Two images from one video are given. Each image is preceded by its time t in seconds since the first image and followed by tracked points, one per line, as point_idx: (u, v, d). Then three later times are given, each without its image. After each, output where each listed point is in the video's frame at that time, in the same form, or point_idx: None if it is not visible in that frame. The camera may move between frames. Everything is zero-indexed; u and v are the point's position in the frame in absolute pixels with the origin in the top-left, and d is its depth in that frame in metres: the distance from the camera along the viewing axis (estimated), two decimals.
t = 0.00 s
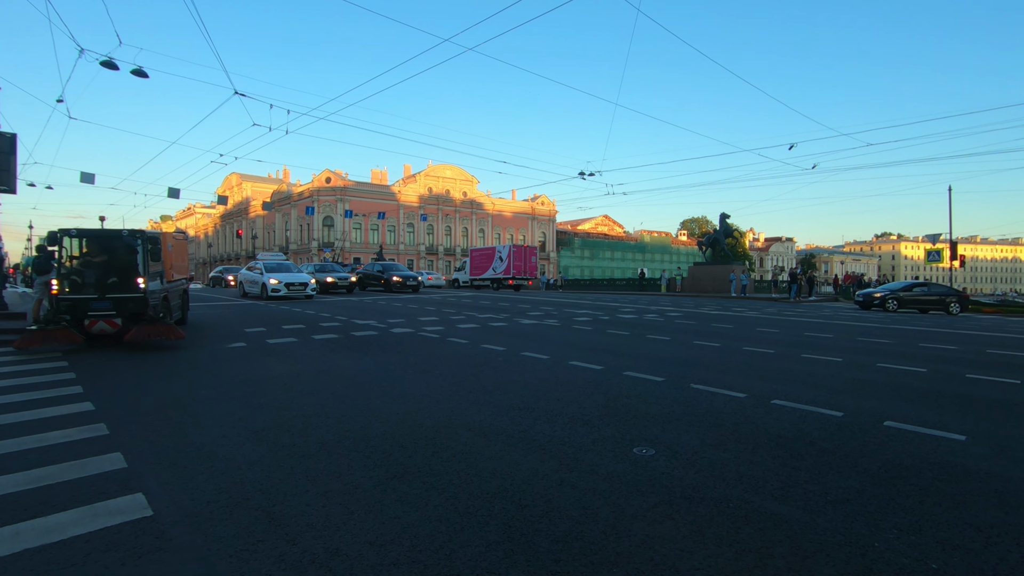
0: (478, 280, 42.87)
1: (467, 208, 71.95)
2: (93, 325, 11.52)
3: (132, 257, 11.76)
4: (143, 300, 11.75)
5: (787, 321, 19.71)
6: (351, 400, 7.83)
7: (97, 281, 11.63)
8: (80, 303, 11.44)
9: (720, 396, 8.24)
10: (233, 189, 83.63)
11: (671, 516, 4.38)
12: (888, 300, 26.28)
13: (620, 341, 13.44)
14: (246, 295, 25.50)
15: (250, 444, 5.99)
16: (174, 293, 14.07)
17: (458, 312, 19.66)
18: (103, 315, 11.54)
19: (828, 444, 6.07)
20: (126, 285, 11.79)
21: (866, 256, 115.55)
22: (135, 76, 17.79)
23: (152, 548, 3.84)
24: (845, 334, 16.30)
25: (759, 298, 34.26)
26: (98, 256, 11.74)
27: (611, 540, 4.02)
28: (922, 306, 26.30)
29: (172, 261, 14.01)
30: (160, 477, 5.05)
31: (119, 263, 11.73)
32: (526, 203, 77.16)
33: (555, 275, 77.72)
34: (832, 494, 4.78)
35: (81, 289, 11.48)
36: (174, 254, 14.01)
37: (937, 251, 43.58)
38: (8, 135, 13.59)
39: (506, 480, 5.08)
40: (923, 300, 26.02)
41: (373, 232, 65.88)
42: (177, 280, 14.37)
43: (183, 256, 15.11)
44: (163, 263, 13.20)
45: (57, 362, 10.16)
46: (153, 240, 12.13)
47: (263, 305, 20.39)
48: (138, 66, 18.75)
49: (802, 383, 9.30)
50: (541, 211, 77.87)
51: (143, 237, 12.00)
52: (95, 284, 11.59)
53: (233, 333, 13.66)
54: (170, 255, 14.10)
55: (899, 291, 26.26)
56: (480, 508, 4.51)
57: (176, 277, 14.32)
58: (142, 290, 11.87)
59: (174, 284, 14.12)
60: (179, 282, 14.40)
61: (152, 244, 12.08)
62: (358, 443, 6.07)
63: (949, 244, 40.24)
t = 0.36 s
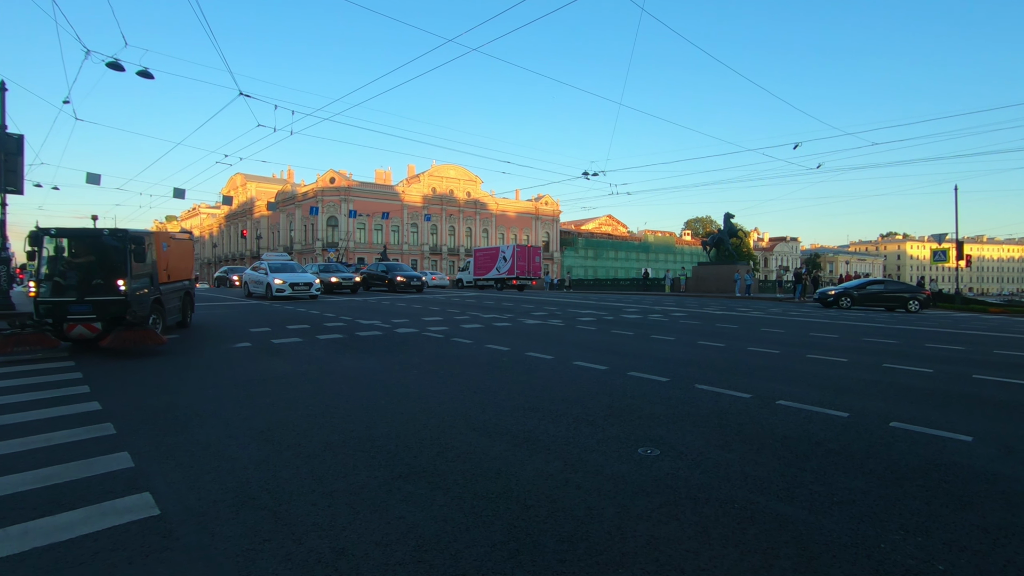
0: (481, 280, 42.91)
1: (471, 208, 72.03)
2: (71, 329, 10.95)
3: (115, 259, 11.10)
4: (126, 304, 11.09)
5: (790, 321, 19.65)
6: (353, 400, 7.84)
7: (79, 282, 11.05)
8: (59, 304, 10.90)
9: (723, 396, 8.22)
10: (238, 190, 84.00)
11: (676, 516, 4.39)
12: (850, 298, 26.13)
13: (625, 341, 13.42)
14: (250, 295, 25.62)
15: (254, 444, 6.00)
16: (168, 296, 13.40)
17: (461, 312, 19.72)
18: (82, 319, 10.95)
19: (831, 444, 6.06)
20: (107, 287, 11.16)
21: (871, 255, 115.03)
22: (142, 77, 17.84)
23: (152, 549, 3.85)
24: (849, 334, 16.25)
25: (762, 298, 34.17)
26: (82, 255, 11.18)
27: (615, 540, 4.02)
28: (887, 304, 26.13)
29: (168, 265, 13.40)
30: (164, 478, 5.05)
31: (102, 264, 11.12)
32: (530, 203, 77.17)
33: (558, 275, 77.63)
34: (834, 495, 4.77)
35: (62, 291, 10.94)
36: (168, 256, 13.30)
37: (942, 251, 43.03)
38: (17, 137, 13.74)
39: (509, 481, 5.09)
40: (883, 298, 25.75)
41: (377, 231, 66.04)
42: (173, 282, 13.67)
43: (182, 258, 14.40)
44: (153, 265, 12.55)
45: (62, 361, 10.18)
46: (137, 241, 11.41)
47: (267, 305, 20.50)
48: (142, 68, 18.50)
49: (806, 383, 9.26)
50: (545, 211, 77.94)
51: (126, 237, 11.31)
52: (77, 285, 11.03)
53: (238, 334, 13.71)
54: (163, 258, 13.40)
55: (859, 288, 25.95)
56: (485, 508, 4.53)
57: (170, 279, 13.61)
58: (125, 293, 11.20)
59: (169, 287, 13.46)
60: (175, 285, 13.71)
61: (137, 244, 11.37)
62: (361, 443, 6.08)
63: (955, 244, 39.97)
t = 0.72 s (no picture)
0: (492, 280, 43.64)
1: (480, 209, 72.76)
2: (45, 334, 9.14)
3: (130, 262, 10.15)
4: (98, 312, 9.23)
5: (788, 314, 19.90)
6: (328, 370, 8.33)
7: (58, 282, 9.30)
8: (33, 308, 9.14)
9: (684, 367, 8.64)
10: (252, 192, 85.85)
11: (583, 447, 4.77)
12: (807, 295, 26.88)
13: (613, 328, 13.86)
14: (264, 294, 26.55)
15: (223, 400, 6.54)
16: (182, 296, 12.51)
17: (463, 307, 20.08)
18: (57, 324, 9.14)
19: (764, 400, 6.42)
20: (76, 290, 9.30)
21: (886, 256, 113.71)
22: (154, 79, 18.72)
23: (102, 465, 4.37)
24: (841, 325, 16.46)
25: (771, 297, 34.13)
26: (68, 254, 9.50)
27: (517, 463, 4.42)
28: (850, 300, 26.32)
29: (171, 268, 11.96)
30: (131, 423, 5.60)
31: (81, 265, 9.39)
32: (540, 203, 77.70)
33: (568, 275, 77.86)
34: (740, 434, 5.14)
35: (38, 293, 9.20)
36: (158, 256, 11.30)
37: (960, 251, 42.45)
38: (35, 140, 14.75)
39: (444, 424, 5.48)
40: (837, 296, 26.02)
41: (388, 232, 67.02)
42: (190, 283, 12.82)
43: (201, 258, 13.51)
44: (151, 265, 11.08)
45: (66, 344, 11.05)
46: (120, 240, 9.69)
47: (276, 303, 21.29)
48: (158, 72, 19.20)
49: (772, 359, 9.60)
50: (554, 212, 78.40)
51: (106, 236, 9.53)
52: (53, 287, 9.28)
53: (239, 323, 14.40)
54: (157, 257, 11.27)
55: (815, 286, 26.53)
56: (409, 442, 4.92)
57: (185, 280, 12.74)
58: (100, 298, 9.31)
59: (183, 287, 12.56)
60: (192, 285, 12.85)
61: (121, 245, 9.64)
62: (321, 399, 6.56)
63: (973, 244, 39.42)
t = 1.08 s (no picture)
0: (511, 280, 43.68)
1: (500, 209, 72.84)
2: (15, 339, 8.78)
3: (107, 264, 9.62)
4: (64, 317, 8.69)
5: (812, 315, 19.53)
6: (350, 369, 8.43)
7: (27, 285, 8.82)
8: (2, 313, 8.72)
9: (706, 367, 8.53)
10: (276, 193, 87.20)
11: (604, 447, 4.75)
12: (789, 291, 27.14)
13: (633, 328, 13.78)
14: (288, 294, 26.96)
15: (249, 397, 6.67)
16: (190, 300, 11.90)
17: (483, 307, 20.13)
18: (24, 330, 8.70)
19: (788, 402, 6.33)
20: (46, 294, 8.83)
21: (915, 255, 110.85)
22: (181, 84, 19.07)
23: (132, 460, 4.48)
24: (867, 326, 16.13)
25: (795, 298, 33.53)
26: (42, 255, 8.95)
27: (539, 462, 4.42)
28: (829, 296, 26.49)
29: (172, 269, 11.39)
30: (159, 420, 5.73)
31: (50, 267, 8.86)
32: (559, 203, 77.56)
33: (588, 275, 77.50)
34: (764, 435, 5.07)
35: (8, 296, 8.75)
36: (150, 257, 10.73)
37: (993, 251, 41.19)
38: (68, 144, 15.15)
39: (465, 423, 5.51)
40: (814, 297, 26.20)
41: (408, 232, 67.49)
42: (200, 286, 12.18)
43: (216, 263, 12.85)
44: (142, 266, 10.53)
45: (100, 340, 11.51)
46: (93, 240, 9.11)
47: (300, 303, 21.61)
48: (184, 76, 19.51)
49: (796, 360, 9.45)
50: (574, 211, 78.19)
51: (76, 235, 8.97)
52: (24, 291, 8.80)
53: (264, 322, 14.67)
54: (149, 258, 10.69)
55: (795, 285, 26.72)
56: (430, 441, 4.95)
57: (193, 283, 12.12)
58: (68, 303, 8.78)
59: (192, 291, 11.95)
60: (202, 289, 12.22)
61: (93, 244, 9.08)
62: (344, 397, 6.65)
63: (1006, 242, 38.21)
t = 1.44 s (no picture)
0: (535, 280, 43.61)
1: (524, 208, 72.80)
2: None
3: (69, 265, 9.03)
4: (3, 321, 8.27)
5: (843, 316, 19.09)
6: (375, 368, 8.52)
7: None
8: None
9: (733, 369, 8.38)
10: (303, 195, 88.73)
11: (630, 449, 4.71)
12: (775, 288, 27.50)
13: (658, 329, 13.63)
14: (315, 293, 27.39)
15: (278, 395, 6.80)
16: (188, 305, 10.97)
17: (507, 307, 20.14)
18: None
19: (819, 404, 6.18)
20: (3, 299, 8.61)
21: (953, 255, 107.20)
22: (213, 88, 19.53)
23: (167, 455, 4.60)
24: (903, 327, 15.63)
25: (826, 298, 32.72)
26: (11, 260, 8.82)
27: (564, 462, 4.41)
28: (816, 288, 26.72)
29: (162, 270, 10.50)
30: (192, 416, 5.88)
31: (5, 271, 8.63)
32: (583, 203, 77.19)
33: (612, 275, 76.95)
34: (794, 438, 4.96)
35: None
36: (130, 257, 9.91)
37: None
38: (105, 148, 15.63)
39: (490, 422, 5.51)
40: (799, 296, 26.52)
41: (432, 232, 67.92)
42: (201, 289, 11.21)
43: (227, 265, 11.85)
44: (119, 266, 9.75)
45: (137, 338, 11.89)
46: (43, 238, 8.70)
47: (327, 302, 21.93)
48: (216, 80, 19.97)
49: (827, 362, 9.22)
50: (598, 211, 77.76)
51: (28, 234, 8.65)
52: None
53: (291, 322, 14.94)
54: (129, 258, 9.90)
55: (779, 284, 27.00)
56: (456, 440, 4.98)
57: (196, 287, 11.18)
58: (11, 306, 8.39)
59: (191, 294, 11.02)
60: (205, 292, 11.23)
61: (42, 241, 8.67)
62: (371, 396, 6.73)
63: None
